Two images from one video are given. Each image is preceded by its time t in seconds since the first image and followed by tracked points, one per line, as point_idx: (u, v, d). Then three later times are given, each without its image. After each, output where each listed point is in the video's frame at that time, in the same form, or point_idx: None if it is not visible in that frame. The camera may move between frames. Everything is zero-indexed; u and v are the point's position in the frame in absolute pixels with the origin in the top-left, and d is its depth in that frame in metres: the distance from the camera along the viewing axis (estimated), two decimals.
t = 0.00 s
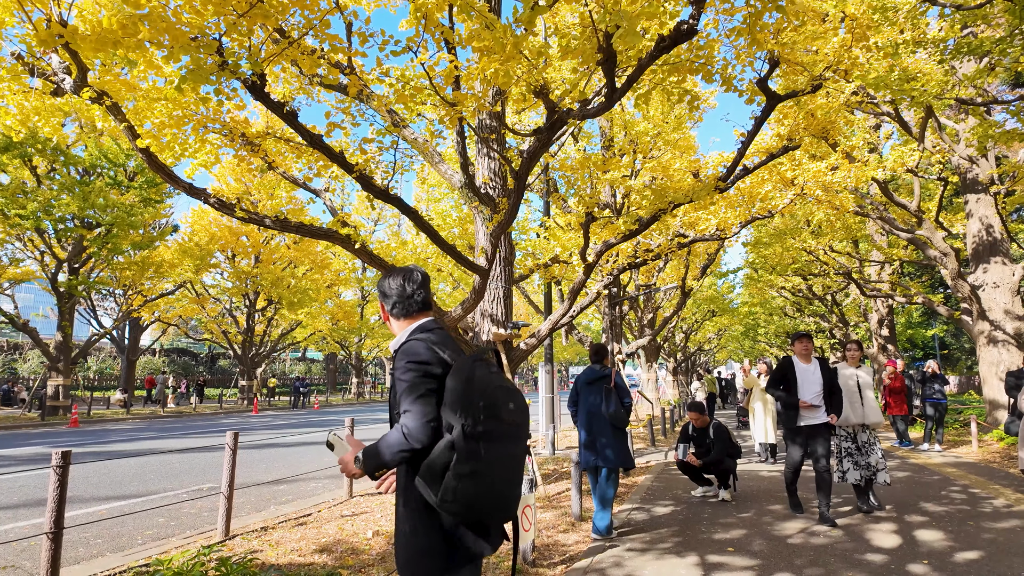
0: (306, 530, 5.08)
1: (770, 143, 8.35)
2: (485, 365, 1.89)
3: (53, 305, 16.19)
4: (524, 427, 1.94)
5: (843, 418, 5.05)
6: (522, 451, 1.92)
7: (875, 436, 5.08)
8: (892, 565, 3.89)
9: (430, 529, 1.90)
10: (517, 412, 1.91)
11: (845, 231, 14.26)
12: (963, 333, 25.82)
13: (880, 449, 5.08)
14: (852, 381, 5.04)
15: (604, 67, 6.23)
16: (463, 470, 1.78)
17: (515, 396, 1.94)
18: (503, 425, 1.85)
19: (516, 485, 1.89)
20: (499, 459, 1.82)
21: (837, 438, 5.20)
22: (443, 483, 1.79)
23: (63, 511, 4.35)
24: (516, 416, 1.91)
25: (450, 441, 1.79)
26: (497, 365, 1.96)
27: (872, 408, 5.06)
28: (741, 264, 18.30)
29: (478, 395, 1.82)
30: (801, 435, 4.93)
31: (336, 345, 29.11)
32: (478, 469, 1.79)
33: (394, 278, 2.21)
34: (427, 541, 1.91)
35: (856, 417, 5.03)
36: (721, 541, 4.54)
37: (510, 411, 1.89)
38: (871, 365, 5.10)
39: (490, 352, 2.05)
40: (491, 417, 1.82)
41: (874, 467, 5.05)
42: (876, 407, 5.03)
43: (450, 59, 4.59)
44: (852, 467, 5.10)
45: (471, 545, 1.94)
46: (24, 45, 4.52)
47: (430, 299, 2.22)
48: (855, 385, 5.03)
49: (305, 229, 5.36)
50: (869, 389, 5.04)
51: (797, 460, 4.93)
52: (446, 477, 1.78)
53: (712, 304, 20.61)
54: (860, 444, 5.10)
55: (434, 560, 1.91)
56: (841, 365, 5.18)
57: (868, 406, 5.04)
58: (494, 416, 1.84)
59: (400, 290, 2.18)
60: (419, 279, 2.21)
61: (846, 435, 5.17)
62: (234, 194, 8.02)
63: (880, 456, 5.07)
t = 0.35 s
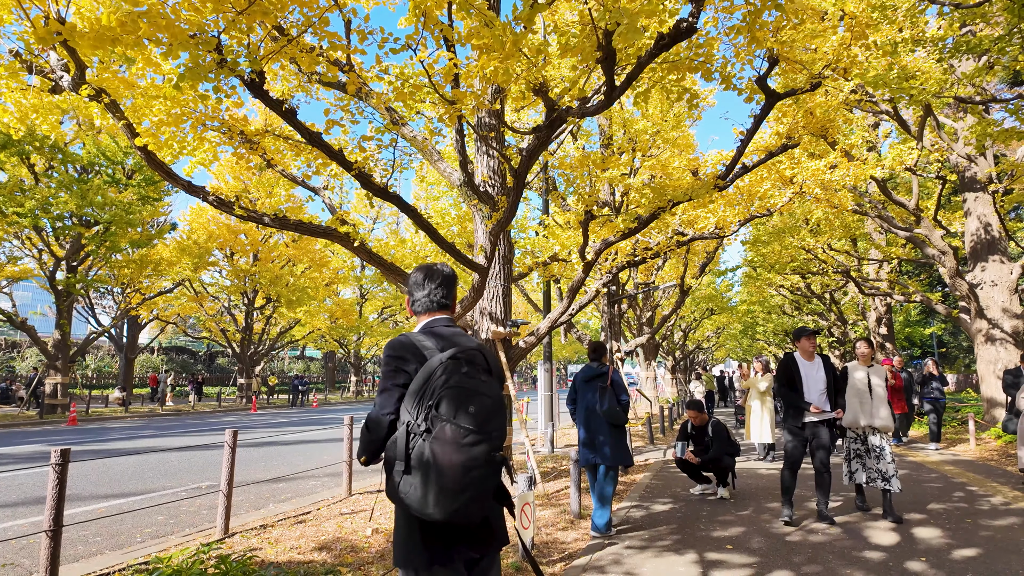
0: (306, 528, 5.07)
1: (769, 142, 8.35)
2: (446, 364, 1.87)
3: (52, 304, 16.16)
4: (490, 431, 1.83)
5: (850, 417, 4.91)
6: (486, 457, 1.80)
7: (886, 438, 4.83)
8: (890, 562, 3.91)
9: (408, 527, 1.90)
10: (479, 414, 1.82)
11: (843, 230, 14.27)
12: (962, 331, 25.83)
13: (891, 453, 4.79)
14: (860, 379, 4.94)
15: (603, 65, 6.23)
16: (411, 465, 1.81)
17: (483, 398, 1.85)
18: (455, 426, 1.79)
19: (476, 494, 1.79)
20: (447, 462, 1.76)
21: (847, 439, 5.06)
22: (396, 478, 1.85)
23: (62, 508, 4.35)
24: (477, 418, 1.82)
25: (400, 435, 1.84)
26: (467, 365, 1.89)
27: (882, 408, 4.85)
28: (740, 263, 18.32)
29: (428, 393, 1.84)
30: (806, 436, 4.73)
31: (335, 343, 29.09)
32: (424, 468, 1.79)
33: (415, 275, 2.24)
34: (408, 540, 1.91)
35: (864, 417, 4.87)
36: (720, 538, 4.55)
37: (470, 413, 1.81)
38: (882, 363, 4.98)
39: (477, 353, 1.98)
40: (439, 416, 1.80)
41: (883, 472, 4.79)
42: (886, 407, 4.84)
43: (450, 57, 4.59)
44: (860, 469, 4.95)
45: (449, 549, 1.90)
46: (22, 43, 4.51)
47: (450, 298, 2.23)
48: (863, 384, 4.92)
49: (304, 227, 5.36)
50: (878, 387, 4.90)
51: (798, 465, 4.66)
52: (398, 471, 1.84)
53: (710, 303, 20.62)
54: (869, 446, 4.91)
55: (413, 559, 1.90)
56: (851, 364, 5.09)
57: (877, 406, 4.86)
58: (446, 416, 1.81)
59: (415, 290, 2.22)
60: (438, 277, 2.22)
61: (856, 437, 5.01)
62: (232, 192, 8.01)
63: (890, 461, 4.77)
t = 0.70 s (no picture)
0: (305, 526, 5.08)
1: (768, 141, 8.35)
2: (449, 365, 1.87)
3: (50, 302, 16.13)
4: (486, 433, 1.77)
5: (862, 415, 4.87)
6: (479, 459, 1.75)
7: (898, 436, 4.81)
8: (889, 560, 3.92)
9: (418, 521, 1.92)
10: (475, 416, 1.78)
11: (843, 228, 14.26)
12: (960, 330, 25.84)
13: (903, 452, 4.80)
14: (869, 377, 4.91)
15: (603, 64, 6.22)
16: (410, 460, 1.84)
17: (482, 400, 1.80)
18: (449, 426, 1.77)
19: (468, 495, 1.75)
20: (439, 460, 1.75)
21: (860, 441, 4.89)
22: (401, 470, 1.90)
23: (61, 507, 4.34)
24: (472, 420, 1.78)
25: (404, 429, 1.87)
26: (470, 367, 1.86)
27: (891, 405, 4.83)
28: (739, 261, 18.32)
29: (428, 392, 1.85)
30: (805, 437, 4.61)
31: (334, 342, 29.07)
32: (419, 463, 1.81)
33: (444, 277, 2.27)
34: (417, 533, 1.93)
35: (875, 416, 4.82)
36: (719, 537, 4.56)
37: (465, 414, 1.78)
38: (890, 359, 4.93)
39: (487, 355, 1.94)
40: (433, 416, 1.80)
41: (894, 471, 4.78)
42: (895, 405, 4.83)
43: (449, 55, 4.59)
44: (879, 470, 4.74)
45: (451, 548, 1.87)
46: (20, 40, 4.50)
47: (479, 301, 2.22)
48: (872, 381, 4.89)
49: (303, 225, 5.35)
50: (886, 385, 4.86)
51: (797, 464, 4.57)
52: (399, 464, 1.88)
53: (709, 301, 20.62)
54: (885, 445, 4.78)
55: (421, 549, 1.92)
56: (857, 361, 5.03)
57: (886, 404, 4.83)
58: (442, 417, 1.79)
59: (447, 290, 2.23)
60: (465, 281, 2.22)
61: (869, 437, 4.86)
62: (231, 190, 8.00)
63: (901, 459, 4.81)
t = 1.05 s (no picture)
0: (305, 525, 5.08)
1: (768, 139, 8.35)
2: (447, 367, 1.87)
3: (48, 300, 16.10)
4: (477, 436, 1.76)
5: (867, 416, 4.79)
6: (468, 462, 1.75)
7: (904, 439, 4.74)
8: (888, 558, 3.93)
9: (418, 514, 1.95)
10: (468, 419, 1.77)
11: (842, 227, 14.27)
12: (959, 328, 25.88)
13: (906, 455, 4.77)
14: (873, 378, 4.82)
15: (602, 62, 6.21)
16: (407, 457, 1.87)
17: (475, 403, 1.79)
18: (441, 427, 1.78)
19: (458, 495, 1.76)
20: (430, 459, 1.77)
21: (862, 444, 4.82)
22: (399, 466, 1.93)
23: (60, 505, 4.34)
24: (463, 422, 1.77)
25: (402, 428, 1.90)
26: (467, 370, 1.85)
27: (897, 405, 4.73)
28: (738, 260, 18.34)
29: (423, 393, 1.86)
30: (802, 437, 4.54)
31: (333, 340, 29.05)
32: (413, 461, 1.84)
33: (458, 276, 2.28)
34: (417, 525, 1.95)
35: (881, 417, 4.73)
36: (718, 535, 4.57)
37: (457, 417, 1.78)
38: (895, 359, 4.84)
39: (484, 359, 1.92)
40: (427, 417, 1.82)
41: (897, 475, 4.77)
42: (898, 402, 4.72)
43: (449, 53, 4.58)
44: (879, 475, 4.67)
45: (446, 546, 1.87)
46: (18, 37, 4.48)
47: (491, 301, 2.22)
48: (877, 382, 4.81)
49: (303, 224, 5.34)
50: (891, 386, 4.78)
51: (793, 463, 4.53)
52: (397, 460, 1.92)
53: (708, 300, 20.63)
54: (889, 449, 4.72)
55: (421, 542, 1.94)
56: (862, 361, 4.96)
57: (892, 405, 4.73)
58: (435, 418, 1.81)
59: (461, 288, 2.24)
60: (477, 281, 2.22)
61: (872, 440, 4.78)
62: (230, 188, 7.99)
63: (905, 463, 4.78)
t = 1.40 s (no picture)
0: (307, 522, 5.09)
1: (770, 137, 8.32)
2: (432, 370, 1.83)
3: (49, 299, 16.12)
4: (456, 441, 1.72)
5: (869, 416, 4.53)
6: (450, 466, 1.71)
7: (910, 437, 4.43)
8: (890, 557, 3.93)
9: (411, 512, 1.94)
10: (448, 423, 1.74)
11: (843, 226, 14.25)
12: (960, 327, 25.87)
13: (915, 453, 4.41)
14: (875, 375, 4.50)
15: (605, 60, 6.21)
16: (392, 459, 1.85)
17: (458, 408, 1.75)
18: (422, 431, 1.75)
19: (439, 499, 1.73)
20: (411, 463, 1.74)
21: (865, 443, 4.66)
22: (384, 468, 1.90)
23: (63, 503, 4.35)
24: (442, 427, 1.73)
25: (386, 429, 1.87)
26: (452, 373, 1.81)
27: (904, 404, 4.43)
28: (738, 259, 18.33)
29: (406, 395, 1.84)
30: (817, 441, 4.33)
31: (334, 339, 29.07)
32: (397, 464, 1.81)
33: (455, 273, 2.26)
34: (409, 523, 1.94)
35: (882, 417, 4.46)
36: (720, 533, 4.57)
37: (437, 420, 1.75)
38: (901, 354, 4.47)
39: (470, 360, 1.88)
40: (408, 420, 1.78)
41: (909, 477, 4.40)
42: (904, 404, 4.42)
43: (450, 51, 4.58)
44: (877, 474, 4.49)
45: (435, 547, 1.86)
46: (20, 36, 4.48)
47: (487, 298, 2.20)
48: (880, 379, 4.48)
49: (304, 222, 5.34)
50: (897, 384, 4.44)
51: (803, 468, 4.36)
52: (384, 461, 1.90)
53: (709, 298, 20.64)
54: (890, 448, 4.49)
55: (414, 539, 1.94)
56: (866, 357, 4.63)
57: (898, 404, 4.42)
58: (416, 422, 1.77)
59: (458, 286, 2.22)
60: (472, 279, 2.20)
61: (874, 439, 4.58)
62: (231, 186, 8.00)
63: (916, 462, 4.39)
